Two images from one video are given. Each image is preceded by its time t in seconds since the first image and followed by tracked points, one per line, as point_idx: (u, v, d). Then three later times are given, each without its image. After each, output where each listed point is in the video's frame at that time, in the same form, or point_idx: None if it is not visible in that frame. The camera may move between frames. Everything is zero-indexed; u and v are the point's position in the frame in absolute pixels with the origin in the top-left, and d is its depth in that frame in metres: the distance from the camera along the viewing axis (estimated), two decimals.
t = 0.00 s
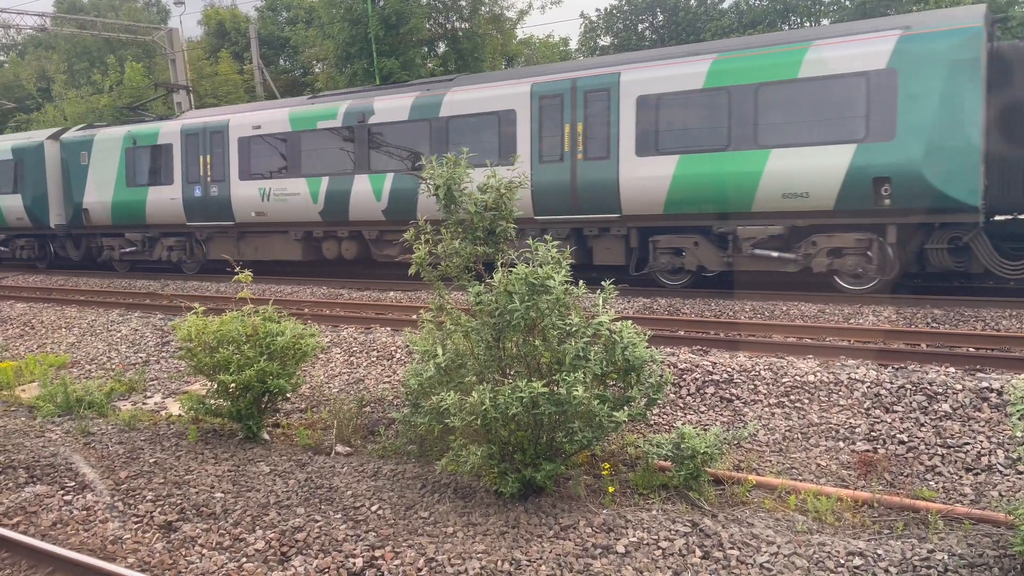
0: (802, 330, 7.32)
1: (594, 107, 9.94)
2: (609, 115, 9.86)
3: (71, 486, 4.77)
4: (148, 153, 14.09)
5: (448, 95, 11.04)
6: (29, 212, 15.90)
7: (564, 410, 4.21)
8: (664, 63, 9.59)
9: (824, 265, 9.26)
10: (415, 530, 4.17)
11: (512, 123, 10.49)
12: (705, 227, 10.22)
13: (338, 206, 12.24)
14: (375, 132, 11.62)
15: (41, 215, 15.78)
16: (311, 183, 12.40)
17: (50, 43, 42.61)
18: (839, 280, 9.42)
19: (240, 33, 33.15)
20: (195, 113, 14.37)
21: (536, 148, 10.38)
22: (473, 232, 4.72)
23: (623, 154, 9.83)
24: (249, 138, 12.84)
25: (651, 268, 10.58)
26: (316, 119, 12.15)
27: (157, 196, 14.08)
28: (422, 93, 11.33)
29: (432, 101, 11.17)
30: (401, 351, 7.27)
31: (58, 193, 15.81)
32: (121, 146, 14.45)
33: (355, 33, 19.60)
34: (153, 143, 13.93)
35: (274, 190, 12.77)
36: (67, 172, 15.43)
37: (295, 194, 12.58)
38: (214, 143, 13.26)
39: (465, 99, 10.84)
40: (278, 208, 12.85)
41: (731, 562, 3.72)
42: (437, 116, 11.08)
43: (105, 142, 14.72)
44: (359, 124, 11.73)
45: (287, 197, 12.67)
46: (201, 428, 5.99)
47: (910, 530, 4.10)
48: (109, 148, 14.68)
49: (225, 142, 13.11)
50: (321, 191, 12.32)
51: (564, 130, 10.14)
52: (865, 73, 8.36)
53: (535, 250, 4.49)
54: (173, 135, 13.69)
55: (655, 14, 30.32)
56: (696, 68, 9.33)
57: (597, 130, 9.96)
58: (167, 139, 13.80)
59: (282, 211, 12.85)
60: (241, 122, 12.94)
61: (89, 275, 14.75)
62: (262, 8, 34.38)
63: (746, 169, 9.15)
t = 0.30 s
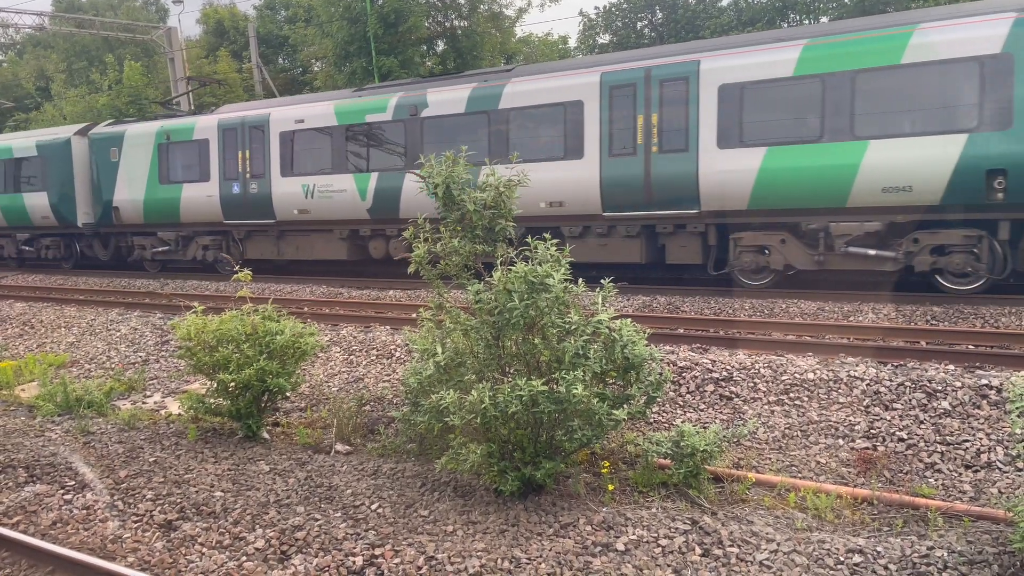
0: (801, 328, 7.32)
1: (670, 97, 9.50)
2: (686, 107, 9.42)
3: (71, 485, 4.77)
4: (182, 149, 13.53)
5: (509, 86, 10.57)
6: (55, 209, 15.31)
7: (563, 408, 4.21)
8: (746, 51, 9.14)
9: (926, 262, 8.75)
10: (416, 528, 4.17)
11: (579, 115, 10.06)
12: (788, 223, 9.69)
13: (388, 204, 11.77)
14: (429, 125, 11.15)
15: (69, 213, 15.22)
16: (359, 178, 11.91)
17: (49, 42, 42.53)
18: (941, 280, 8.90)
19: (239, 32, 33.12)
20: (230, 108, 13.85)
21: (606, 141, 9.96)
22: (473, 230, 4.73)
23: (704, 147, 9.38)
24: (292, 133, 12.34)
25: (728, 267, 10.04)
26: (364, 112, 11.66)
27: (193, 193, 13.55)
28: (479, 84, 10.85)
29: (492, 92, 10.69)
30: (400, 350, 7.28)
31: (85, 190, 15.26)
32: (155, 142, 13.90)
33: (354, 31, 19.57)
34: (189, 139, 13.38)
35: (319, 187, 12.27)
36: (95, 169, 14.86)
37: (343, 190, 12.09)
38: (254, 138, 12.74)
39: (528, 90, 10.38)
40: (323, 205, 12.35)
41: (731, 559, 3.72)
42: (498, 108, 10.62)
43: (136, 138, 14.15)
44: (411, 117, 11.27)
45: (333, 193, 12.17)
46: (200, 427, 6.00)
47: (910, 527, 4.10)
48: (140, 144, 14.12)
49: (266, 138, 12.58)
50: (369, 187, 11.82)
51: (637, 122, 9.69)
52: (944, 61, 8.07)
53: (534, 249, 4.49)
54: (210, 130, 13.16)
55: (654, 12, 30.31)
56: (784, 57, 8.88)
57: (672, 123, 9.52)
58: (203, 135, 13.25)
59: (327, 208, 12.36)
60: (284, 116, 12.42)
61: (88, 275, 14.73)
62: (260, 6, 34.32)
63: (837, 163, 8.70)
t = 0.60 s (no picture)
0: (801, 326, 7.33)
1: (751, 87, 9.16)
2: (769, 96, 9.07)
3: (72, 484, 4.78)
4: (220, 144, 13.22)
5: (575, 77, 10.25)
6: (83, 207, 15.01)
7: (564, 406, 4.21)
8: (835, 37, 8.76)
9: None
10: (417, 527, 4.17)
11: (650, 106, 9.74)
12: (883, 223, 9.31)
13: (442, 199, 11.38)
14: (487, 119, 10.83)
15: (98, 211, 14.93)
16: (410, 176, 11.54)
17: (49, 41, 42.50)
18: None
19: (239, 30, 33.12)
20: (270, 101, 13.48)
21: (680, 135, 9.62)
22: (473, 229, 4.72)
23: (788, 139, 9.04)
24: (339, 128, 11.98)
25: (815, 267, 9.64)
26: (417, 105, 11.34)
27: (232, 189, 13.23)
28: (539, 75, 10.52)
29: (557, 83, 10.35)
30: (401, 349, 7.28)
31: (114, 187, 14.99)
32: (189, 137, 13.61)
33: (354, 30, 19.56)
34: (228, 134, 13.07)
35: (367, 183, 11.87)
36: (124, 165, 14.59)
37: (392, 186, 11.71)
38: (298, 133, 12.37)
39: (595, 82, 10.09)
40: (370, 202, 11.94)
41: (731, 558, 3.73)
42: (562, 100, 10.30)
43: (170, 133, 13.86)
44: (468, 110, 10.94)
45: (382, 190, 11.78)
46: (201, 426, 6.00)
47: (910, 525, 4.10)
48: (174, 140, 13.82)
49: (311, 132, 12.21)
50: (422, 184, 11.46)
51: (715, 113, 9.36)
52: (961, 58, 8.12)
53: (535, 248, 4.49)
54: (252, 125, 12.84)
55: (654, 10, 30.30)
56: (883, 42, 8.47)
57: (753, 113, 9.17)
58: (243, 130, 12.93)
59: (375, 206, 11.96)
60: (330, 110, 12.06)
61: (89, 274, 14.73)
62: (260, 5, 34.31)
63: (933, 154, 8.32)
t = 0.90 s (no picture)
0: (802, 325, 7.33)
1: (843, 77, 8.55)
2: (864, 85, 8.44)
3: (74, 482, 4.79)
4: (258, 139, 12.64)
5: (645, 65, 9.64)
6: (114, 204, 14.48)
7: (565, 405, 4.21)
8: (912, 24, 8.25)
9: None
10: (418, 525, 4.17)
11: (729, 96, 9.13)
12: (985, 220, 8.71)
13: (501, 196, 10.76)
14: (547, 111, 10.21)
15: (129, 208, 14.41)
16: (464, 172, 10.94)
17: (50, 39, 42.48)
18: None
19: (239, 29, 33.13)
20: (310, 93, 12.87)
21: (761, 127, 9.03)
22: (475, 226, 4.73)
23: (885, 131, 8.41)
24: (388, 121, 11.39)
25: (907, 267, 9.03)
26: (472, 96, 10.71)
27: (271, 186, 12.64)
28: (608, 64, 9.91)
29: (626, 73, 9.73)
30: (402, 347, 7.28)
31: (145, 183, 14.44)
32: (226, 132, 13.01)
33: (355, 28, 19.55)
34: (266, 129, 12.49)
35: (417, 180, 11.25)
36: (156, 161, 14.03)
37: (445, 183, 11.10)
38: (343, 127, 11.78)
39: (667, 71, 9.48)
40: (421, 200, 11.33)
41: (732, 555, 3.73)
42: (631, 91, 9.71)
43: (204, 128, 13.27)
44: (527, 102, 10.31)
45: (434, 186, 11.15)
46: (202, 424, 6.00)
47: (912, 523, 4.11)
48: (209, 135, 13.23)
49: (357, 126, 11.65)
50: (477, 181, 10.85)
51: (803, 104, 8.77)
52: (982, 55, 7.89)
53: (536, 246, 4.49)
54: (292, 119, 12.24)
55: (655, 8, 30.29)
56: (990, 28, 7.82)
57: (846, 104, 8.55)
58: (283, 124, 12.33)
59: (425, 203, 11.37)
60: (378, 102, 11.46)
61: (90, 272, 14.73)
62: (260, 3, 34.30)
63: None
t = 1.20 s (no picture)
0: (803, 323, 7.33)
1: (943, 64, 8.12)
2: (966, 73, 8.01)
3: (76, 479, 4.79)
4: (300, 132, 12.16)
5: (722, 54, 9.16)
6: (146, 201, 14.14)
7: (567, 402, 4.21)
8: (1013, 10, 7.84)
9: None
10: (420, 522, 4.18)
11: (815, 86, 8.69)
12: None
13: (562, 190, 10.30)
14: (615, 102, 9.77)
15: (161, 205, 14.07)
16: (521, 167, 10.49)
17: (51, 37, 42.49)
18: None
19: (241, 27, 33.12)
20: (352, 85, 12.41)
21: (852, 118, 8.58)
22: (476, 224, 4.73)
23: (989, 121, 7.98)
24: (439, 115, 10.89)
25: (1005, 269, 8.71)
26: (531, 88, 10.24)
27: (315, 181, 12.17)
28: (679, 53, 9.45)
29: (700, 62, 9.27)
30: (403, 345, 7.28)
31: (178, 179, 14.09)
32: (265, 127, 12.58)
33: (356, 26, 19.55)
34: (308, 122, 12.04)
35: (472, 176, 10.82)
36: (191, 157, 13.66)
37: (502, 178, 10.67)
38: (390, 121, 11.29)
39: (746, 60, 9.01)
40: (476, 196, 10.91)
41: (734, 553, 3.73)
42: (708, 80, 9.23)
43: (244, 122, 12.81)
44: (592, 92, 9.88)
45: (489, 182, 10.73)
46: (204, 421, 6.01)
47: (913, 522, 4.11)
48: (247, 128, 12.77)
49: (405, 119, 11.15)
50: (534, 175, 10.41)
51: (898, 93, 8.34)
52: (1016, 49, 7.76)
53: (538, 244, 4.49)
54: (337, 112, 11.78)
55: (657, 6, 30.22)
56: None
57: (946, 92, 8.13)
58: (328, 117, 11.89)
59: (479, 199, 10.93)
60: (428, 95, 10.96)
61: (92, 269, 14.74)
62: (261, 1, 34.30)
63: None
